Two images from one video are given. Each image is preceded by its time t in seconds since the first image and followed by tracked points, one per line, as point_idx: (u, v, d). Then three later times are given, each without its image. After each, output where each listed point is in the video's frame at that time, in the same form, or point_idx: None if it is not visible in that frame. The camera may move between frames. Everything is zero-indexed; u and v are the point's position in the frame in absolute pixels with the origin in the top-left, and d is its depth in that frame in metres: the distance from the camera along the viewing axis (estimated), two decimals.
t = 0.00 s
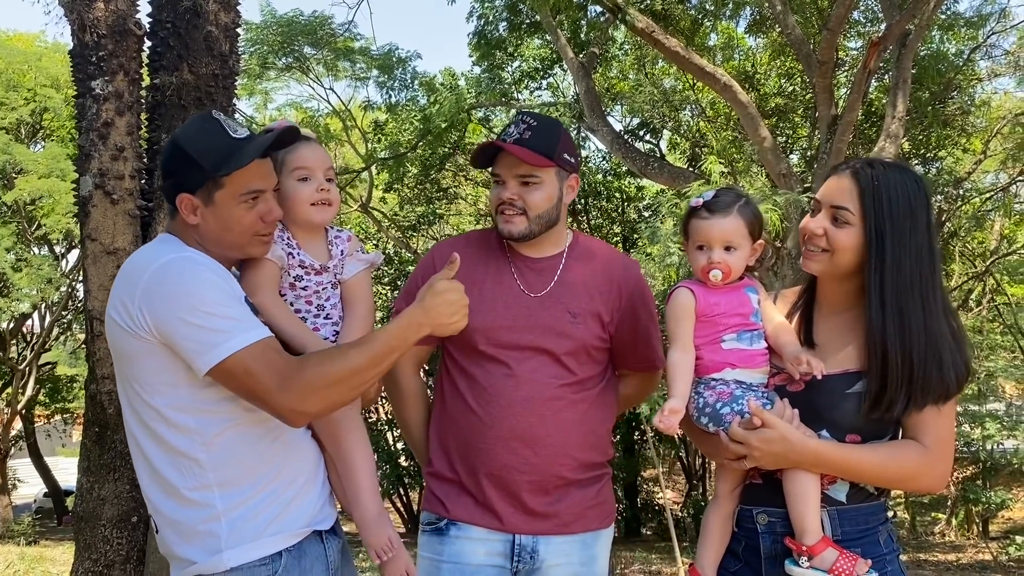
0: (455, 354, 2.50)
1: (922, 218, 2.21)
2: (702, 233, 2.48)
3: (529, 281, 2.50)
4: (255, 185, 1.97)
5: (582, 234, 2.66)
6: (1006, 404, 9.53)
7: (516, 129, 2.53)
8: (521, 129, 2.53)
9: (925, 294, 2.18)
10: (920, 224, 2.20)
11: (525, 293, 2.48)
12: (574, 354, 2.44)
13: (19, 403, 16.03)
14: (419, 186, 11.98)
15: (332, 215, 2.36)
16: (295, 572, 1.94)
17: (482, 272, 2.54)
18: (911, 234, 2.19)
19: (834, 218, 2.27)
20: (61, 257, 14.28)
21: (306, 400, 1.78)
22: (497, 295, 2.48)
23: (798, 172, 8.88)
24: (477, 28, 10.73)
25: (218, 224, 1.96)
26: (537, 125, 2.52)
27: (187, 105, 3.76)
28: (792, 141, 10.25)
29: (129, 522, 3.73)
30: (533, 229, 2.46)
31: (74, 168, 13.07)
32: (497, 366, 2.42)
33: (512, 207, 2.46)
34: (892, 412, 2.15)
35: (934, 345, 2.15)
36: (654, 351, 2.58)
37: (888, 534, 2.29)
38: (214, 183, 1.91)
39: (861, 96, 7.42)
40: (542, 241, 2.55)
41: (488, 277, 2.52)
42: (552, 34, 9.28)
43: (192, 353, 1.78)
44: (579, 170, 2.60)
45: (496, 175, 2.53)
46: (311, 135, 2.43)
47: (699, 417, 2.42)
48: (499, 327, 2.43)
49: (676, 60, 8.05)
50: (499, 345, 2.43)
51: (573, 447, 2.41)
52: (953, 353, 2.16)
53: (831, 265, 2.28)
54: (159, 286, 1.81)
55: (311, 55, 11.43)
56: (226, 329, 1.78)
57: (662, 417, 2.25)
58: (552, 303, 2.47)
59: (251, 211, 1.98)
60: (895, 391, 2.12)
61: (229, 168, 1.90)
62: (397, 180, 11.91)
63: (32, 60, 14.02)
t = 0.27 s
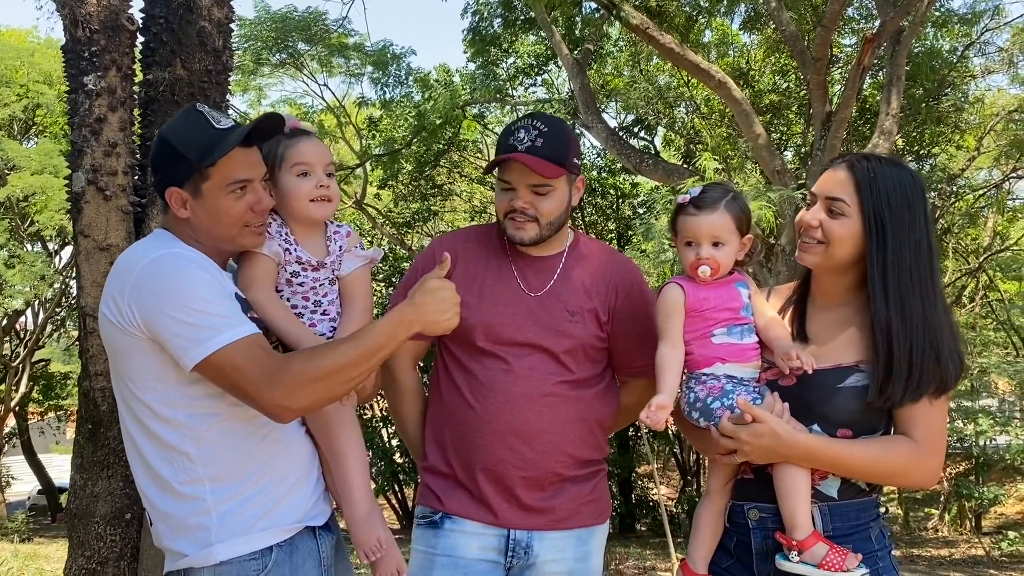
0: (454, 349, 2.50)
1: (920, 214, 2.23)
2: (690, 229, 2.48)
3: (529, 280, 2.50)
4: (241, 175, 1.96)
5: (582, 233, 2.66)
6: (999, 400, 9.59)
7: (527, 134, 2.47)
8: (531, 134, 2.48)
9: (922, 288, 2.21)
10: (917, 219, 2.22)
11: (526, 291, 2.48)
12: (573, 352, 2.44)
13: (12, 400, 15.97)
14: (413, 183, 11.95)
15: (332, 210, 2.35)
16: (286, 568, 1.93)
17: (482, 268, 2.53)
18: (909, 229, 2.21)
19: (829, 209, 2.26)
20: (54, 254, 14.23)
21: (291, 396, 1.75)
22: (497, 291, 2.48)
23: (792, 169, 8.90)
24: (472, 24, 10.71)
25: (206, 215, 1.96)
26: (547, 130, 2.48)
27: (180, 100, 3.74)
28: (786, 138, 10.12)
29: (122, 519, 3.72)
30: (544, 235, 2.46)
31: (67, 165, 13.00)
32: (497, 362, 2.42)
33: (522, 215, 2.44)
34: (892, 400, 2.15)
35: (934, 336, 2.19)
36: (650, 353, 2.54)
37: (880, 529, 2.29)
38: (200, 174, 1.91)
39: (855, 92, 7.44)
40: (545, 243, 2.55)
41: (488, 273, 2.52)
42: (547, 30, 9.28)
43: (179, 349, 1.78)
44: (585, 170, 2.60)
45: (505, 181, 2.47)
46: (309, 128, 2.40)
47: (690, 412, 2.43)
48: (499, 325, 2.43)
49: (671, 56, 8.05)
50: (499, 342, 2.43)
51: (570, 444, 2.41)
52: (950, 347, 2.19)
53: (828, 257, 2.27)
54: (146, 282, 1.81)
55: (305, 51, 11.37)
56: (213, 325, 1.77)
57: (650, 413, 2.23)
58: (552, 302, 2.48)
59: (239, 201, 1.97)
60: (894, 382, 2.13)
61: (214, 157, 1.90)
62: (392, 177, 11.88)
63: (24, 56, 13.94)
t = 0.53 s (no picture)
0: (449, 347, 2.49)
1: (904, 203, 2.22)
2: (683, 223, 2.49)
3: (526, 279, 2.50)
4: (235, 170, 1.95)
5: (582, 230, 2.65)
6: (990, 394, 9.62)
7: (546, 139, 2.42)
8: (550, 140, 2.43)
9: (912, 279, 2.22)
10: (903, 209, 2.22)
11: (522, 290, 2.47)
12: (566, 351, 2.44)
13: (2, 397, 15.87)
14: (406, 178, 11.91)
15: (332, 207, 2.33)
16: (276, 564, 1.91)
17: (478, 264, 2.51)
18: (896, 222, 2.21)
19: (815, 213, 2.27)
20: (44, 250, 14.15)
21: (251, 401, 1.73)
22: (492, 289, 2.47)
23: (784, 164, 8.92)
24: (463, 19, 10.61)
25: (201, 210, 1.95)
26: (565, 137, 2.46)
27: (170, 95, 3.72)
28: (778, 133, 10.21)
29: (113, 515, 3.71)
30: (553, 239, 2.46)
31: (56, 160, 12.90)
32: (490, 361, 2.42)
33: (533, 220, 2.42)
34: (888, 399, 2.17)
35: (927, 325, 2.21)
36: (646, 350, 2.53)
37: (871, 525, 2.30)
38: (194, 169, 1.90)
39: (847, 88, 7.46)
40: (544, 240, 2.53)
41: (484, 270, 2.50)
42: (539, 25, 9.28)
43: (154, 346, 1.78)
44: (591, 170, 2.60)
45: (517, 186, 2.42)
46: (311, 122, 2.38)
47: (682, 405, 2.44)
48: (492, 325, 2.43)
49: (663, 51, 8.05)
50: (492, 341, 2.43)
51: (561, 442, 2.41)
52: (944, 333, 2.23)
53: (818, 260, 2.27)
54: (127, 279, 1.82)
55: (296, 46, 11.31)
56: (182, 323, 1.76)
57: (643, 406, 2.25)
58: (547, 301, 2.47)
59: (233, 195, 1.96)
60: (892, 380, 2.15)
61: (207, 151, 1.90)
62: (384, 172, 11.83)
63: (13, 50, 13.81)
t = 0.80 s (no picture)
0: (440, 343, 2.50)
1: (888, 199, 2.22)
2: (680, 220, 2.49)
3: (516, 274, 2.49)
4: (224, 164, 1.94)
5: (575, 225, 2.63)
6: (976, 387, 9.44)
7: (542, 132, 2.42)
8: (548, 132, 2.43)
9: (897, 274, 2.20)
10: (887, 205, 2.21)
11: (512, 285, 2.46)
12: (556, 347, 2.43)
13: None
14: (395, 173, 11.86)
15: (330, 203, 2.29)
16: (263, 562, 1.88)
17: (468, 260, 2.50)
18: (879, 219, 2.20)
19: (801, 216, 2.28)
20: (31, 245, 14.03)
21: (240, 403, 1.75)
22: (482, 284, 2.46)
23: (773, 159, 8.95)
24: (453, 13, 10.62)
25: (192, 206, 1.93)
26: (563, 130, 2.45)
27: (157, 89, 3.68)
28: (767, 128, 10.27)
29: (103, 513, 3.68)
30: (542, 233, 2.45)
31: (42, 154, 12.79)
32: (479, 357, 2.42)
33: (524, 212, 2.41)
34: (876, 398, 2.18)
35: (913, 320, 2.19)
36: (638, 346, 2.53)
37: (865, 521, 2.30)
38: (184, 165, 1.89)
39: (836, 83, 7.49)
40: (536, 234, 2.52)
41: (473, 266, 2.49)
42: (529, 19, 9.27)
43: (142, 344, 1.77)
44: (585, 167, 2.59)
45: (511, 176, 2.41)
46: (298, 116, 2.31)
47: (677, 402, 2.45)
48: (481, 320, 2.42)
49: (652, 46, 8.05)
50: (481, 337, 2.43)
51: (550, 438, 2.40)
52: (931, 327, 2.20)
53: (808, 263, 2.29)
54: (117, 276, 1.80)
55: (284, 40, 11.25)
56: (171, 323, 1.76)
57: (637, 405, 2.22)
58: (537, 296, 2.46)
59: (224, 189, 1.94)
60: (877, 379, 2.16)
61: (196, 145, 1.88)
62: (373, 166, 11.77)
63: None
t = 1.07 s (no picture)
0: (434, 337, 2.50)
1: (885, 192, 2.23)
2: (682, 215, 2.51)
3: (510, 266, 2.48)
4: (213, 158, 1.92)
5: (569, 219, 2.61)
6: (960, 379, 9.60)
7: (518, 116, 2.44)
8: (523, 118, 2.45)
9: (892, 267, 2.21)
10: (884, 198, 2.23)
11: (506, 278, 2.46)
12: (552, 340, 2.42)
13: None
14: (382, 168, 11.80)
15: (334, 201, 2.24)
16: (263, 557, 1.84)
17: (462, 254, 2.50)
18: (874, 212, 2.21)
19: (800, 208, 2.29)
20: (14, 240, 13.90)
21: (229, 398, 1.73)
22: (474, 277, 2.46)
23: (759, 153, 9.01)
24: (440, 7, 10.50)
25: (184, 201, 1.93)
26: (540, 116, 2.46)
27: (146, 84, 3.66)
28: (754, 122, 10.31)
29: (92, 510, 3.65)
30: (523, 222, 2.41)
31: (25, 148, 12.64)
32: (473, 351, 2.41)
33: (502, 198, 2.40)
34: (870, 390, 2.18)
35: (909, 312, 2.19)
36: (636, 340, 2.53)
37: (864, 514, 2.31)
38: (176, 160, 1.91)
39: (822, 78, 7.54)
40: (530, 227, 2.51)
41: (466, 260, 2.49)
42: (516, 14, 9.28)
43: (138, 339, 1.76)
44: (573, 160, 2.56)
45: (489, 162, 2.43)
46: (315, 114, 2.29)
47: (677, 396, 2.46)
48: (473, 314, 2.42)
49: (640, 41, 8.05)
50: (473, 331, 2.43)
51: (546, 432, 2.39)
52: (928, 319, 2.20)
53: (806, 254, 2.31)
54: (115, 271, 1.80)
55: (271, 34, 11.25)
56: (166, 316, 1.74)
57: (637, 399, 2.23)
58: (531, 288, 2.45)
59: (214, 183, 1.92)
60: (867, 371, 2.16)
61: (183, 139, 1.89)
62: (360, 162, 11.54)
63: None
